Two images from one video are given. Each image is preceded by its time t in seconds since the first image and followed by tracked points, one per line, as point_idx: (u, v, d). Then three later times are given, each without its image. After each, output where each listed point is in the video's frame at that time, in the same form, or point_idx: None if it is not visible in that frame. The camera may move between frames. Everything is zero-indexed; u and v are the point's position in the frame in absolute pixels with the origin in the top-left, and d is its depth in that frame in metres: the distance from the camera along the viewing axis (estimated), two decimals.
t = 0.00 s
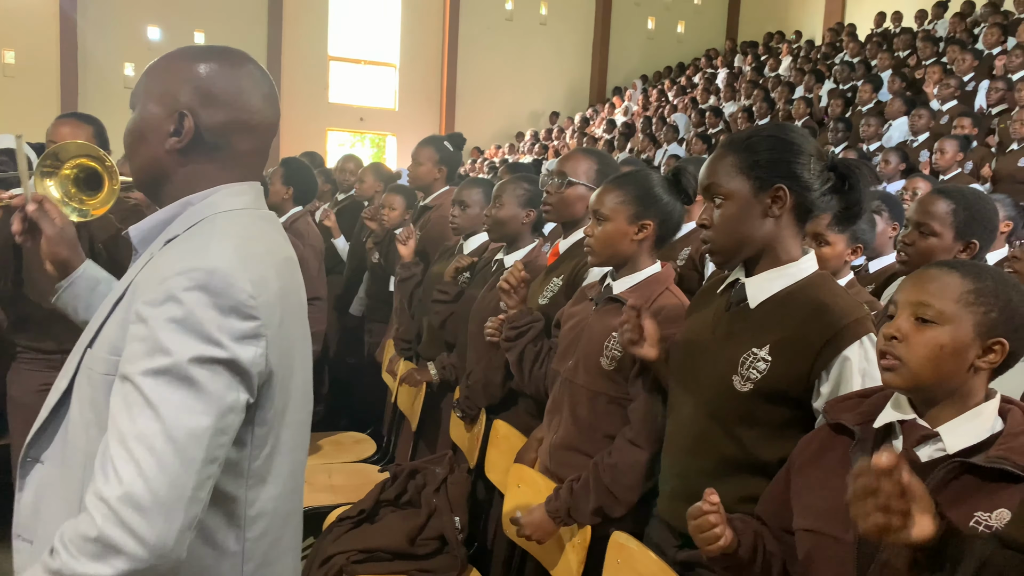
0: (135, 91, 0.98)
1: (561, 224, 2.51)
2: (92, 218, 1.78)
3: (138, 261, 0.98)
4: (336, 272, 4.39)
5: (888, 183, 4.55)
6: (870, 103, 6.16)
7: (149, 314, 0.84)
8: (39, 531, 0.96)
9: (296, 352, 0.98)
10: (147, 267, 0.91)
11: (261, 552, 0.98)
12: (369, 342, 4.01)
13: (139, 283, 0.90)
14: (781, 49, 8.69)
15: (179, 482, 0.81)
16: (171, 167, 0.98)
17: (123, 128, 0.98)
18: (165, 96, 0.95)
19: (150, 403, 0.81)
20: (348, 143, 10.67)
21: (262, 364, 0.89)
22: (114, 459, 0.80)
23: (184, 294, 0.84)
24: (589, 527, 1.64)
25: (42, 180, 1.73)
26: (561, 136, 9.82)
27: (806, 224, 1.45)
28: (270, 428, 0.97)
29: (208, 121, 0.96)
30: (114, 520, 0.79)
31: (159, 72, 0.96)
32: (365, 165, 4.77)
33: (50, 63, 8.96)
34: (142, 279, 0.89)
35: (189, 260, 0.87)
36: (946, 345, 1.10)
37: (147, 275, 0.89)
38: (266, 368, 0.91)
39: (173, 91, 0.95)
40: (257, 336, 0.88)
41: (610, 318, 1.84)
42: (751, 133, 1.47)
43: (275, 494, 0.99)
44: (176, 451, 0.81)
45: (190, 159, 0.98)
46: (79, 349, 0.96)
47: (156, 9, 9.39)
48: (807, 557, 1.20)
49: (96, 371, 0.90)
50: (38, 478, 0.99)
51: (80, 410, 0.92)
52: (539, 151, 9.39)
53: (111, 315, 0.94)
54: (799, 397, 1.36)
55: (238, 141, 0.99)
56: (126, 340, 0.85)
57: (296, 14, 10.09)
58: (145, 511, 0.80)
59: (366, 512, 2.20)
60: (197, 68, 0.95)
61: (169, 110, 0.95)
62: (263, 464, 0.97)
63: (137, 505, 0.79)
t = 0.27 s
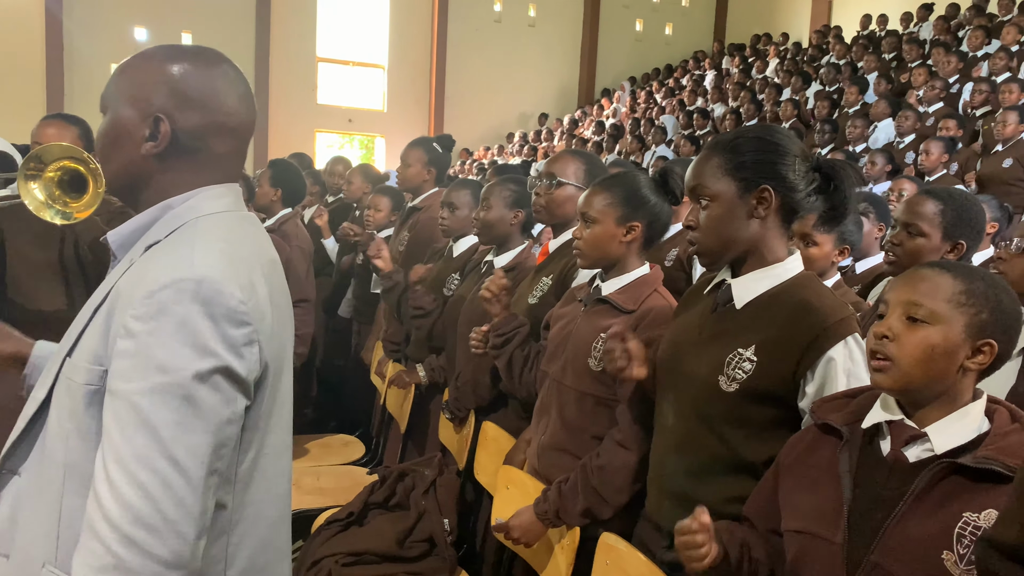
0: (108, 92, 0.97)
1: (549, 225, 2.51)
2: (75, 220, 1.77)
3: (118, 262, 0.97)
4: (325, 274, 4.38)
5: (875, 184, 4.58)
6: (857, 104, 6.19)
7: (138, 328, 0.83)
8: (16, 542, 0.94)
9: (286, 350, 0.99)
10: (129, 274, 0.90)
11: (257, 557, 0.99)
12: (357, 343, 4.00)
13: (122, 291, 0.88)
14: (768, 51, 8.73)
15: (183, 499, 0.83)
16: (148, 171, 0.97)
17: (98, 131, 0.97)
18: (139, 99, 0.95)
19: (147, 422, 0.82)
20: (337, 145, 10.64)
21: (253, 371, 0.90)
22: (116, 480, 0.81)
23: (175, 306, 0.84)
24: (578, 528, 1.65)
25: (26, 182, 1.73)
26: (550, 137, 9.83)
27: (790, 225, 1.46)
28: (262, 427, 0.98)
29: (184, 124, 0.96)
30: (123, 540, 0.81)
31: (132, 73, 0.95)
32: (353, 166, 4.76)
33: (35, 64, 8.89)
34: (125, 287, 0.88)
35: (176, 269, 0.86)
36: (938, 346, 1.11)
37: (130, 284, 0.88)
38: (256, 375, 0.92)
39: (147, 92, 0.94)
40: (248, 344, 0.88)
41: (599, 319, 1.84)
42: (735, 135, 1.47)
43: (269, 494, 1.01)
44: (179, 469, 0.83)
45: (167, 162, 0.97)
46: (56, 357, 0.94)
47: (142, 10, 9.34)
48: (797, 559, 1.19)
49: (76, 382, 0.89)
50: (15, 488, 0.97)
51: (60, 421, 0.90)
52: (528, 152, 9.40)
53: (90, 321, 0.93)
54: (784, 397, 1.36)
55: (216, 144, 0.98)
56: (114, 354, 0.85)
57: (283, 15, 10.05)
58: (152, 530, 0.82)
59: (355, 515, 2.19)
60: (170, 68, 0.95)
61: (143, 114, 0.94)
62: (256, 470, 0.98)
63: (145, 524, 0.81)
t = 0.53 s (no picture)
0: (79, 84, 0.95)
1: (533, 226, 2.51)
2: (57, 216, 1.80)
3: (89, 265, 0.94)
4: (307, 275, 4.35)
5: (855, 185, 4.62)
6: (837, 106, 6.23)
7: (124, 330, 0.82)
8: None
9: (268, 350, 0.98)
10: (107, 275, 0.88)
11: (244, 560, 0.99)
12: (340, 344, 3.98)
13: (102, 292, 0.87)
14: (751, 53, 8.78)
15: (182, 502, 0.82)
16: (124, 167, 0.95)
17: (70, 125, 0.95)
18: (114, 92, 0.92)
19: (141, 426, 0.80)
20: (320, 145, 10.59)
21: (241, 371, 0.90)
22: (109, 486, 0.80)
23: (164, 306, 0.82)
24: (561, 529, 1.65)
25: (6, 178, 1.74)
26: (534, 138, 9.84)
27: (771, 225, 1.46)
28: (247, 430, 0.97)
29: (163, 118, 0.94)
30: (122, 548, 0.79)
31: (105, 64, 0.93)
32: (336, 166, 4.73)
33: (14, 62, 8.78)
34: (104, 289, 0.86)
35: (161, 268, 0.85)
36: (924, 348, 1.12)
37: (110, 285, 0.86)
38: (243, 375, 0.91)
39: (122, 86, 0.92)
40: (237, 344, 0.88)
41: (581, 319, 1.84)
42: (715, 136, 1.48)
43: (254, 496, 1.00)
44: (177, 473, 0.82)
45: (144, 158, 0.96)
46: (24, 361, 0.92)
47: (123, 8, 9.25)
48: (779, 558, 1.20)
49: (48, 387, 0.88)
50: None
51: (32, 427, 0.88)
52: (512, 153, 9.40)
53: (62, 325, 0.90)
54: (765, 396, 1.37)
55: (195, 140, 0.97)
56: (97, 357, 0.83)
57: (266, 14, 10.00)
58: (151, 535, 0.80)
59: (338, 517, 2.18)
60: (145, 61, 0.93)
61: (119, 108, 0.92)
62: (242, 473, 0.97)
63: (144, 530, 0.80)
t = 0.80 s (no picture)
0: (29, 79, 0.90)
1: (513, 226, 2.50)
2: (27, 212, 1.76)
3: (52, 269, 0.90)
4: (287, 275, 4.32)
5: (834, 186, 4.65)
6: (817, 107, 6.27)
7: (107, 339, 0.79)
8: None
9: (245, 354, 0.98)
10: (80, 281, 0.85)
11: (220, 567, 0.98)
12: (320, 345, 3.96)
13: (76, 298, 0.83)
14: (732, 55, 8.83)
15: (171, 515, 0.81)
16: (89, 169, 0.92)
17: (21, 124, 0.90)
18: (76, 90, 0.89)
19: (129, 439, 0.78)
20: (302, 143, 10.52)
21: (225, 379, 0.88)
22: (96, 502, 0.77)
23: (150, 314, 0.80)
24: (539, 530, 1.65)
25: None
26: (517, 138, 9.83)
27: (749, 226, 1.47)
28: (226, 436, 0.96)
29: (131, 118, 0.92)
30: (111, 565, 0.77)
31: (57, 59, 0.89)
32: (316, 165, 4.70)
33: None
34: (79, 295, 0.83)
35: (143, 274, 0.82)
36: (903, 348, 1.12)
37: (85, 291, 0.83)
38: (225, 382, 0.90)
39: (84, 84, 0.89)
40: (222, 351, 0.87)
41: (561, 319, 1.84)
42: (693, 137, 1.48)
43: (229, 502, 0.99)
44: (166, 485, 0.80)
45: (111, 158, 0.93)
46: None
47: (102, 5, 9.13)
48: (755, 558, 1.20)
49: (14, 400, 0.84)
50: None
51: None
52: (495, 153, 9.39)
53: (28, 331, 0.86)
54: (743, 397, 1.37)
55: (164, 138, 0.95)
56: (75, 367, 0.79)
57: (247, 12, 9.92)
58: (141, 550, 0.79)
59: (316, 518, 2.16)
60: (103, 55, 0.90)
61: (84, 108, 0.89)
62: (218, 480, 0.96)
63: (134, 545, 0.78)
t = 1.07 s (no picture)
0: None
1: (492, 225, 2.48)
2: None
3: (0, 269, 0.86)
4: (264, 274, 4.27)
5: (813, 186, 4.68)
6: (796, 109, 6.31)
7: (61, 342, 0.75)
8: None
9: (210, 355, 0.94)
10: (31, 281, 0.80)
11: None
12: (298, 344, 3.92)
13: (27, 299, 0.79)
14: (712, 56, 8.86)
15: (136, 523, 0.77)
16: (44, 163, 0.88)
17: None
18: (27, 81, 0.85)
19: (89, 445, 0.74)
20: (282, 141, 10.45)
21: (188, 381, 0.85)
22: (55, 513, 0.73)
23: (107, 314, 0.76)
24: (517, 531, 1.64)
25: None
26: (498, 137, 9.82)
27: (726, 226, 1.46)
28: (191, 441, 0.92)
29: (90, 109, 0.88)
30: None
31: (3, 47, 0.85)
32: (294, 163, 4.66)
33: None
34: (30, 296, 0.79)
35: (98, 273, 0.78)
36: (882, 352, 1.12)
37: (36, 292, 0.79)
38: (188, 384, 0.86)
39: (36, 74, 0.85)
40: (184, 352, 0.83)
41: (542, 320, 1.82)
42: (671, 136, 1.47)
43: (195, 510, 0.96)
44: (131, 491, 0.77)
45: (68, 152, 0.89)
46: None
47: None
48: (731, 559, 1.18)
49: None
50: None
51: None
52: (476, 152, 9.37)
53: None
54: (721, 398, 1.36)
55: (123, 129, 0.92)
56: (27, 372, 0.75)
57: (227, 9, 9.83)
58: (105, 561, 0.75)
59: (292, 519, 2.14)
60: (53, 43, 0.86)
61: (39, 99, 0.85)
62: (184, 488, 0.92)
63: (98, 556, 0.74)
